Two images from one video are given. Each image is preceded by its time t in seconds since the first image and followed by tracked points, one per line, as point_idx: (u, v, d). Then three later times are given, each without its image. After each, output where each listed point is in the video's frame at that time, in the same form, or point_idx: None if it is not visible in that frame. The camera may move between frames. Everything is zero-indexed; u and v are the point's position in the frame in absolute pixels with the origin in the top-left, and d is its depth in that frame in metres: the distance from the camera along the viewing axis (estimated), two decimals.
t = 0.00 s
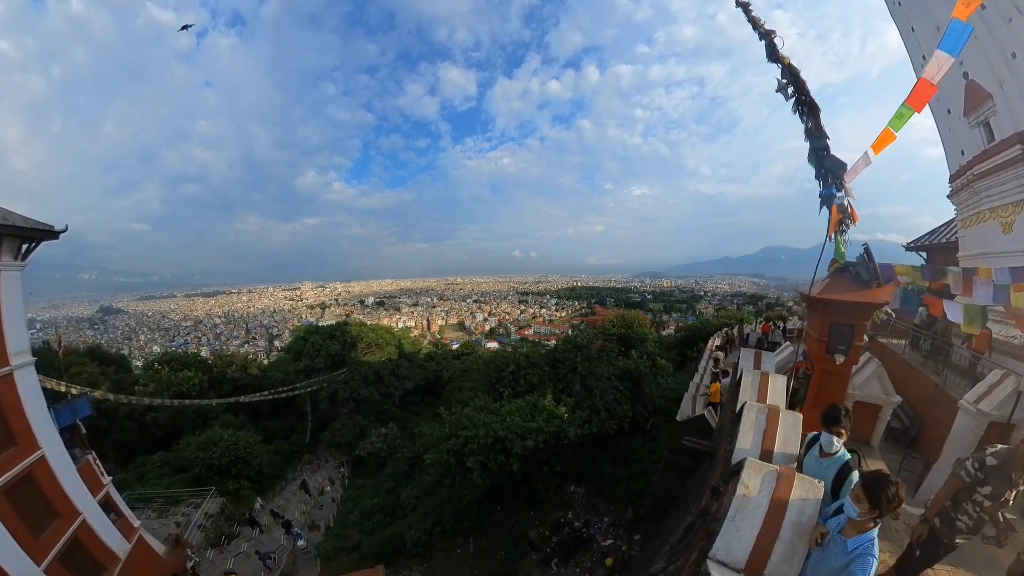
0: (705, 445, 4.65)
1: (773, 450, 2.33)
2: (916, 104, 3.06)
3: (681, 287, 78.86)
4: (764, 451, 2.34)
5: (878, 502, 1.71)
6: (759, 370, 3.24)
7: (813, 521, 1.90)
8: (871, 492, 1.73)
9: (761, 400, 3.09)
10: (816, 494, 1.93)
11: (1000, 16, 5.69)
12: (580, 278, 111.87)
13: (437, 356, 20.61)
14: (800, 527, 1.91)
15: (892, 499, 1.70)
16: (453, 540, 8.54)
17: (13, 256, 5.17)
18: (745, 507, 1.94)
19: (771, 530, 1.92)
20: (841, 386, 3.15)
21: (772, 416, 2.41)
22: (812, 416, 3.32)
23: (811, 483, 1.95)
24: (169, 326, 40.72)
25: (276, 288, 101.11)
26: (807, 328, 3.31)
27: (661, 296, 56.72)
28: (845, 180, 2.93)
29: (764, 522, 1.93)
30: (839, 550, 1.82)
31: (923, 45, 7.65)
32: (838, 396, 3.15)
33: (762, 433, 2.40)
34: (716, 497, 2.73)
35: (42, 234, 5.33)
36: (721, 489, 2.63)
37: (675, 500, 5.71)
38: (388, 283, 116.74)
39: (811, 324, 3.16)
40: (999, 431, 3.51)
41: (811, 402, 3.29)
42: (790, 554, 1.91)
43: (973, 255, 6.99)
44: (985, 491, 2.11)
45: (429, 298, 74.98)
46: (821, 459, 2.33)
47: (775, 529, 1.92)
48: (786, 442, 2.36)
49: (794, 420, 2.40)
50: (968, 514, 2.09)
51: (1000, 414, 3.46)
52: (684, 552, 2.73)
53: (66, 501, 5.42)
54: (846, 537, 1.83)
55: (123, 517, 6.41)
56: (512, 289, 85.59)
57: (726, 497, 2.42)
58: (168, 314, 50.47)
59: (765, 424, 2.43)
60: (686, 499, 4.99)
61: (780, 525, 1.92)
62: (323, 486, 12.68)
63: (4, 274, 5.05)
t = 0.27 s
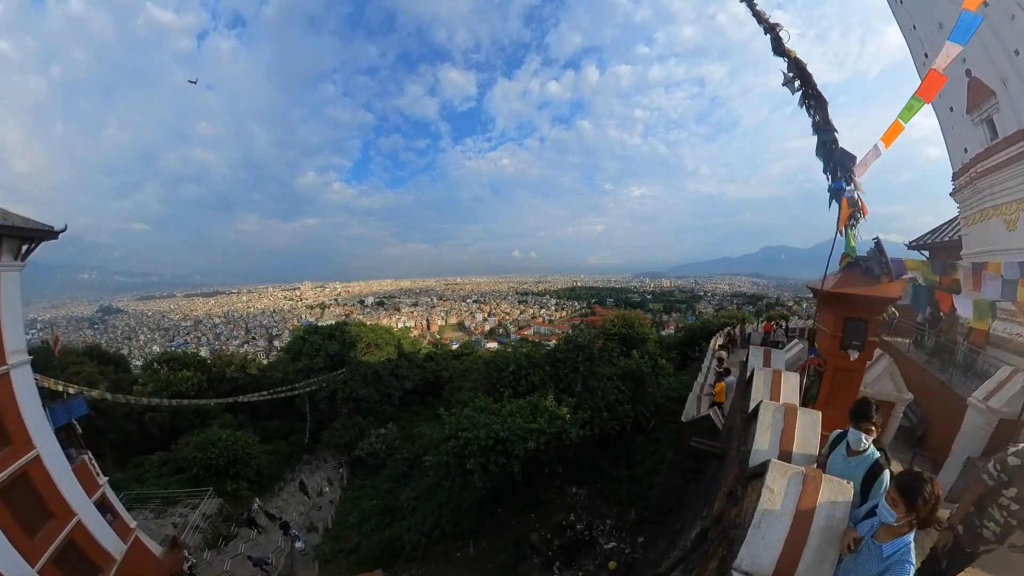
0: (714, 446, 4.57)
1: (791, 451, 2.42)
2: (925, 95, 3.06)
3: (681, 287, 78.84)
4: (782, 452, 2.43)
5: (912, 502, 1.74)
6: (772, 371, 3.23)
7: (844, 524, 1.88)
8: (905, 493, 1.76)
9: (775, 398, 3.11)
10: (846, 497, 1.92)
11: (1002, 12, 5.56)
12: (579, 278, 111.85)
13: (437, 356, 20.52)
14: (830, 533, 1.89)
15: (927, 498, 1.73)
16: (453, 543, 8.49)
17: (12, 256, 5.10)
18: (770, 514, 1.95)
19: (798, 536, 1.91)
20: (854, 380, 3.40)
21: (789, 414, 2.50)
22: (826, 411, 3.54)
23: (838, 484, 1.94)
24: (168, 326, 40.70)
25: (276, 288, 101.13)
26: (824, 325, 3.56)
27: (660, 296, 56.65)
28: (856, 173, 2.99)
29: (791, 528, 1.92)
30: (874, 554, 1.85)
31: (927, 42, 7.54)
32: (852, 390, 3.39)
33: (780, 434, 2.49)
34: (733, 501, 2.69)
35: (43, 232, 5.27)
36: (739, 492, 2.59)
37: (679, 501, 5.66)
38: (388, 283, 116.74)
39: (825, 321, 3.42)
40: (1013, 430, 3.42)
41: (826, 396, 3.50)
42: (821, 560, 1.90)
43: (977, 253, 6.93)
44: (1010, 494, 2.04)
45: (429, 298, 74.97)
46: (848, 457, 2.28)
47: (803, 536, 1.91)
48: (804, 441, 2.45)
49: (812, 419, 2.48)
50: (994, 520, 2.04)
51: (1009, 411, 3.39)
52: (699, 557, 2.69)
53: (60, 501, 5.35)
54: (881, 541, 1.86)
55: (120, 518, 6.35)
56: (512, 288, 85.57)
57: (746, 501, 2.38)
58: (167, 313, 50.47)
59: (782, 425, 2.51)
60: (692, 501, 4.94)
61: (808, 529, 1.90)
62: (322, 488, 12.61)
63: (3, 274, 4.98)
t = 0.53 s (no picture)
0: (716, 445, 4.54)
1: (799, 449, 2.40)
2: (927, 90, 3.07)
3: (681, 287, 78.84)
4: (790, 450, 2.40)
5: (929, 502, 1.74)
6: (776, 367, 3.24)
7: (857, 524, 1.87)
8: (921, 493, 1.77)
9: (779, 396, 3.10)
10: (858, 496, 1.91)
11: (1002, 11, 5.55)
12: (579, 279, 111.98)
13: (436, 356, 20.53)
14: (843, 533, 1.88)
15: (944, 498, 1.74)
16: (452, 544, 8.47)
17: (13, 256, 5.08)
18: (781, 515, 1.91)
19: (810, 537, 1.89)
20: (859, 377, 3.41)
21: (796, 411, 2.48)
22: (831, 409, 3.56)
23: (851, 483, 1.92)
24: (169, 326, 40.77)
25: (277, 288, 101.31)
26: (827, 323, 3.60)
27: (660, 296, 56.63)
28: (858, 169, 2.97)
29: (803, 529, 1.89)
30: (889, 555, 1.84)
31: (927, 41, 7.55)
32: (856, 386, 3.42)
33: (787, 432, 2.47)
34: (739, 501, 2.66)
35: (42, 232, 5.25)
36: (745, 492, 2.56)
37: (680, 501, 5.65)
38: (388, 283, 116.84)
39: (830, 318, 3.46)
40: (1015, 429, 3.42)
41: (831, 395, 3.52)
42: (834, 561, 1.88)
43: (978, 252, 6.90)
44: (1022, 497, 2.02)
45: (429, 298, 75.08)
46: (861, 455, 2.29)
47: (815, 537, 1.89)
48: (812, 440, 2.43)
49: (819, 416, 2.46)
50: (1012, 526, 2.00)
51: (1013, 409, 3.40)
52: (704, 558, 2.66)
53: (58, 502, 5.33)
54: (896, 542, 1.86)
55: (118, 518, 6.32)
56: (512, 289, 85.74)
57: (753, 501, 2.36)
58: (168, 313, 50.58)
59: (789, 422, 2.49)
60: (694, 501, 4.92)
61: (820, 527, 1.88)
62: (321, 488, 12.60)
63: (3, 274, 4.96)
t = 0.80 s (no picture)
0: (714, 446, 4.56)
1: (794, 451, 2.43)
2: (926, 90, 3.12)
3: (681, 287, 78.90)
4: (785, 452, 2.43)
5: (920, 505, 1.73)
6: (773, 369, 3.24)
7: (848, 525, 1.92)
8: (913, 494, 1.76)
9: (776, 398, 3.13)
10: (850, 498, 1.95)
11: (1002, 11, 5.59)
12: (579, 279, 112.02)
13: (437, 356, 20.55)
14: (834, 533, 1.94)
15: (935, 502, 1.73)
16: (452, 544, 8.49)
17: (14, 258, 5.10)
18: (772, 514, 1.98)
19: (802, 537, 1.94)
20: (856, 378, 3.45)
21: (791, 413, 2.50)
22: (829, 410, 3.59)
23: (843, 485, 1.96)
24: (169, 326, 40.79)
25: (277, 288, 101.34)
26: (824, 325, 3.62)
27: (660, 296, 56.69)
28: (856, 171, 3.00)
29: (794, 529, 1.95)
30: (878, 556, 1.84)
31: (926, 41, 7.56)
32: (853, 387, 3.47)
33: (782, 433, 2.50)
34: (735, 501, 2.68)
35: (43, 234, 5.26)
36: (741, 493, 2.58)
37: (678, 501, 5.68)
38: (388, 283, 116.86)
39: (828, 320, 3.49)
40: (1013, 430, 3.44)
41: (828, 396, 3.56)
42: (824, 560, 1.94)
43: (977, 252, 6.91)
44: (1013, 504, 2.05)
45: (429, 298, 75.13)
46: (858, 456, 2.33)
47: (806, 537, 1.94)
48: (807, 442, 2.45)
49: (814, 419, 2.48)
50: (1006, 533, 2.04)
51: (1011, 410, 3.41)
52: (700, 558, 2.68)
53: (60, 502, 5.35)
54: (886, 543, 1.86)
55: (119, 518, 6.35)
56: (512, 289, 85.78)
57: (748, 501, 2.39)
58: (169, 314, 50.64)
59: (784, 423, 2.51)
60: (692, 501, 4.94)
61: (812, 528, 1.93)
62: (321, 488, 12.62)
63: (4, 276, 4.97)
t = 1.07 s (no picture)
0: (712, 447, 4.57)
1: (788, 455, 2.46)
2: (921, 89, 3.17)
3: (681, 287, 78.91)
4: (778, 455, 2.46)
5: (915, 510, 1.79)
6: (769, 372, 3.26)
7: (840, 530, 1.95)
8: (905, 498, 1.82)
9: (772, 400, 3.15)
10: (842, 503, 1.98)
11: (1001, 10, 5.61)
12: (579, 279, 112.06)
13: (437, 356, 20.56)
14: (826, 538, 1.96)
15: (928, 507, 1.79)
16: (451, 544, 8.50)
17: (14, 259, 5.12)
18: (766, 517, 2.00)
19: (794, 540, 1.97)
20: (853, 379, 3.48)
21: (786, 417, 2.53)
22: (825, 412, 3.61)
23: (835, 491, 1.99)
24: (170, 327, 40.87)
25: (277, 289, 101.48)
26: (821, 326, 3.64)
27: (660, 296, 56.71)
28: (854, 172, 3.00)
29: (787, 531, 1.98)
30: (869, 561, 1.90)
31: (926, 40, 7.56)
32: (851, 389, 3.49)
33: (776, 438, 2.52)
34: (728, 503, 2.71)
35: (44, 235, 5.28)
36: (734, 496, 2.60)
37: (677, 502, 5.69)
38: (388, 284, 116.92)
39: (826, 321, 3.51)
40: (1011, 431, 3.46)
41: (826, 397, 3.58)
42: (815, 563, 1.97)
43: (977, 252, 6.90)
44: (1005, 512, 2.09)
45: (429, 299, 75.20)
46: (857, 460, 2.37)
47: (798, 539, 1.97)
48: (801, 446, 2.48)
49: (808, 423, 2.52)
50: (1001, 538, 2.09)
51: (1010, 412, 3.43)
52: (694, 560, 2.71)
53: (60, 502, 5.36)
54: (877, 549, 1.92)
55: (119, 518, 6.37)
56: (512, 289, 85.81)
57: (740, 504, 2.42)
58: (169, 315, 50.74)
59: (779, 426, 2.54)
60: (690, 502, 4.96)
61: (803, 532, 1.96)
62: (321, 488, 12.63)
63: (5, 277, 4.99)
